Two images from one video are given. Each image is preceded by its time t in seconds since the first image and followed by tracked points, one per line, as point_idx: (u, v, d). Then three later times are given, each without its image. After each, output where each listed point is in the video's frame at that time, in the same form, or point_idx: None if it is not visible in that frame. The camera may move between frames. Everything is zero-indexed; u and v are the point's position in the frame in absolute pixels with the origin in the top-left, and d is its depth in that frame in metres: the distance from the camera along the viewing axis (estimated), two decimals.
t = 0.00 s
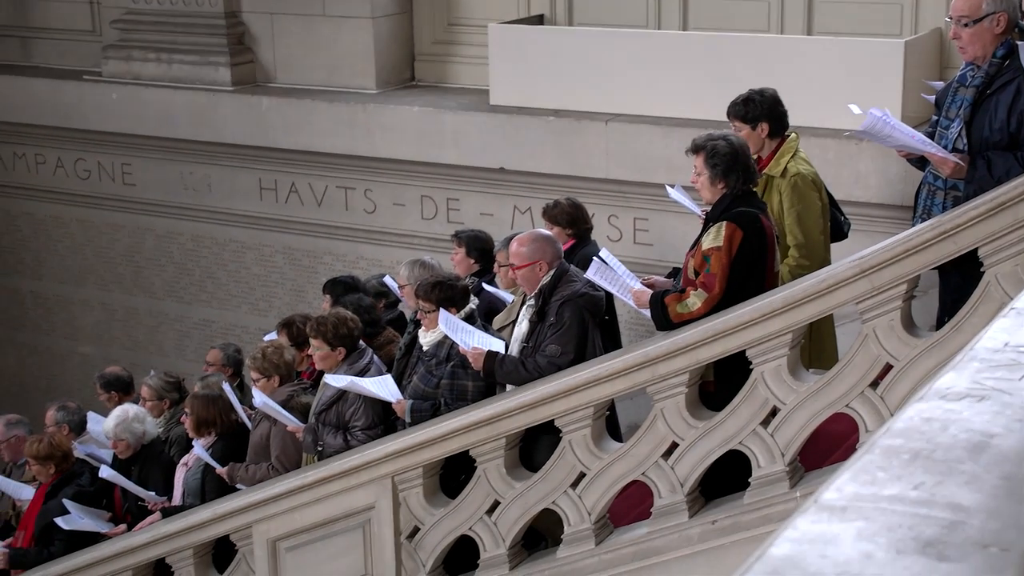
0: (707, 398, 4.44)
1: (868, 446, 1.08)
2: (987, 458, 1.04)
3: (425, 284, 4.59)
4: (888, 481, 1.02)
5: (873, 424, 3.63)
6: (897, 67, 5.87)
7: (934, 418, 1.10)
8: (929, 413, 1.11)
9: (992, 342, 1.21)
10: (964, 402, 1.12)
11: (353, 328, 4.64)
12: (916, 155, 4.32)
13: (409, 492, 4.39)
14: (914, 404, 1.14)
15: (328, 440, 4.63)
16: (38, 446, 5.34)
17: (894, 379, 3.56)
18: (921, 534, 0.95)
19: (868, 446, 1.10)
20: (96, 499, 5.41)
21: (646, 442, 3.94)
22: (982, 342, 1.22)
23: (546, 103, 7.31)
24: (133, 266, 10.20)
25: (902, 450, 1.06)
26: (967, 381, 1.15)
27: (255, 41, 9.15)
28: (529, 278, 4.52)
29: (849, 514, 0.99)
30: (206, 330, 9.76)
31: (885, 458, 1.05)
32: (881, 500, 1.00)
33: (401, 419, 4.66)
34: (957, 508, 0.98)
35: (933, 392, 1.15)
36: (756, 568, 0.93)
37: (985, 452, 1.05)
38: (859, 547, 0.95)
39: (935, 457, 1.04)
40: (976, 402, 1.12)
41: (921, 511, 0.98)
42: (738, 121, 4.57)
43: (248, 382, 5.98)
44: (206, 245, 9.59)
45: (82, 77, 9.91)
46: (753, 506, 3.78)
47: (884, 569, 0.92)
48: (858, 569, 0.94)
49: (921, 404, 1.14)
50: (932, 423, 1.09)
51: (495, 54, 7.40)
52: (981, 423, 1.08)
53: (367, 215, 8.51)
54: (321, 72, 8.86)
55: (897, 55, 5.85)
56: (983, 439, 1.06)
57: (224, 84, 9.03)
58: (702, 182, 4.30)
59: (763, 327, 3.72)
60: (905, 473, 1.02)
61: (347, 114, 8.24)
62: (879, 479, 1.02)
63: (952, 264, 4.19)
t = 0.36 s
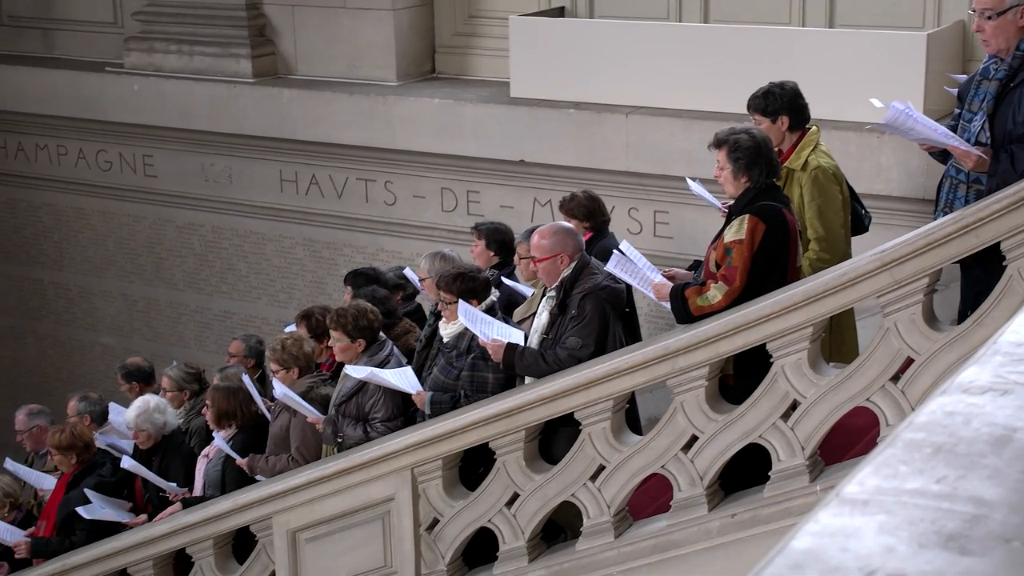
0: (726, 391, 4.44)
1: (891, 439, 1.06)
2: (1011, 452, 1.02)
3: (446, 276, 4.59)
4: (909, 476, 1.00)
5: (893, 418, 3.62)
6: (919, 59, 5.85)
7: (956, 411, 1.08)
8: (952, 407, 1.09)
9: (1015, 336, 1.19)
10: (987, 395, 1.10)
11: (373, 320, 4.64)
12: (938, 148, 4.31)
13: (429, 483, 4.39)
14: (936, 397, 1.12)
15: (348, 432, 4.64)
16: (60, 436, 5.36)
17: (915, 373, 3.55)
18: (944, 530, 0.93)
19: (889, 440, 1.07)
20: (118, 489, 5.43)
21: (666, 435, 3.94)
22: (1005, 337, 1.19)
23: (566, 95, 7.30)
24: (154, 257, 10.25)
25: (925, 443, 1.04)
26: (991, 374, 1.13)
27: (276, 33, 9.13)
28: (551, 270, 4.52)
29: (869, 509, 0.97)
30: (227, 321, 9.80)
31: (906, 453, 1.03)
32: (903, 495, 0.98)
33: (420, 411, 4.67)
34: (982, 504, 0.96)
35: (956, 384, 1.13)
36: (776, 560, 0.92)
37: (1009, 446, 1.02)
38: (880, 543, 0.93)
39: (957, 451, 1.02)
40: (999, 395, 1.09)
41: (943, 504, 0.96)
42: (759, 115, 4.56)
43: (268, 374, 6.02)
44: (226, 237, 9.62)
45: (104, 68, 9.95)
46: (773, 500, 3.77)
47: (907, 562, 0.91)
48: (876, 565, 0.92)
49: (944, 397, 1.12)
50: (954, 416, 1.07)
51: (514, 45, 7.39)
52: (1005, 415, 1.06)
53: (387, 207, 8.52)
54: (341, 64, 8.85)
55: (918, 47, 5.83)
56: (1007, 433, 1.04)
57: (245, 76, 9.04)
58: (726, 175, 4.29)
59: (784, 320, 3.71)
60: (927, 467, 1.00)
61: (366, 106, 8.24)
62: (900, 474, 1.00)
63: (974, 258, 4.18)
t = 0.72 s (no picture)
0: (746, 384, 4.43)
1: (914, 433, 1.14)
2: None
3: (466, 268, 4.60)
4: (931, 470, 1.08)
5: (914, 412, 3.60)
6: (941, 52, 5.83)
7: (978, 406, 1.17)
8: (974, 402, 1.18)
9: None
10: (1009, 389, 1.19)
11: (393, 312, 4.65)
12: (960, 141, 4.30)
13: (447, 476, 4.39)
14: (960, 391, 1.22)
15: (367, 424, 4.65)
16: (82, 427, 5.40)
17: (935, 367, 3.53)
18: (964, 523, 1.02)
19: (913, 434, 1.17)
20: (138, 479, 5.46)
21: (686, 428, 3.93)
22: None
23: (586, 87, 7.29)
24: (174, 249, 10.30)
25: (946, 438, 1.13)
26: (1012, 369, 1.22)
27: (296, 25, 9.14)
28: (571, 262, 4.54)
29: (891, 502, 1.05)
30: (246, 313, 9.84)
31: (928, 447, 1.12)
32: (925, 487, 1.06)
33: (440, 403, 4.67)
34: (1001, 497, 1.04)
35: (976, 378, 1.22)
36: (799, 553, 1.00)
37: None
38: (902, 535, 1.01)
39: (978, 445, 1.11)
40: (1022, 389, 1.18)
41: (965, 498, 1.05)
42: (779, 107, 4.55)
43: (288, 365, 6.04)
44: (246, 229, 9.66)
45: (125, 60, 9.99)
46: (793, 493, 3.75)
47: (929, 554, 0.99)
48: (899, 555, 1.00)
49: (966, 392, 1.21)
50: (976, 411, 1.17)
51: (535, 38, 7.39)
52: None
53: (406, 199, 8.53)
54: (362, 56, 8.82)
55: (940, 39, 5.80)
56: None
57: (265, 67, 9.01)
58: (750, 167, 4.27)
59: (804, 314, 3.69)
60: (949, 460, 1.09)
61: (385, 98, 8.25)
62: (923, 467, 1.09)
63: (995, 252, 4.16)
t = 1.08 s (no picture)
0: (763, 377, 4.42)
1: (934, 426, 1.14)
2: None
3: (482, 260, 4.60)
4: (950, 463, 1.08)
5: (932, 406, 3.59)
6: (961, 45, 5.80)
7: (998, 399, 1.17)
8: (994, 395, 1.18)
9: None
10: None
11: (410, 304, 4.65)
12: (980, 134, 4.28)
13: (464, 468, 4.39)
14: (979, 384, 1.21)
15: (384, 416, 4.66)
16: (99, 417, 5.42)
17: (954, 361, 3.51)
18: (983, 516, 1.01)
19: (932, 426, 1.16)
20: (156, 469, 5.48)
21: (702, 421, 3.93)
22: None
23: (605, 80, 7.29)
24: (192, 241, 10.34)
25: (965, 431, 1.12)
26: None
27: (314, 17, 9.15)
28: (588, 255, 4.50)
29: (910, 495, 1.05)
30: (264, 304, 9.87)
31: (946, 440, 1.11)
32: (944, 481, 1.06)
33: (456, 395, 4.68)
34: (1021, 490, 1.04)
35: (997, 372, 1.21)
36: (818, 545, 1.01)
37: None
38: (921, 528, 1.01)
39: (998, 438, 1.11)
40: None
41: (984, 492, 1.05)
42: (798, 100, 4.54)
43: (306, 357, 6.06)
44: (264, 220, 9.69)
45: (144, 51, 10.02)
46: (810, 486, 3.74)
47: (947, 549, 0.99)
48: (917, 549, 1.00)
49: (986, 385, 1.20)
50: (996, 404, 1.16)
51: (554, 31, 7.39)
52: None
53: (423, 191, 8.54)
54: (379, 48, 8.82)
55: (960, 32, 5.78)
56: None
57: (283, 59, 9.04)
58: (767, 159, 4.26)
59: (822, 307, 3.69)
60: (968, 454, 1.09)
61: (403, 90, 8.26)
62: (942, 461, 1.08)
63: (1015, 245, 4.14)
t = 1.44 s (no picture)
0: (772, 368, 4.42)
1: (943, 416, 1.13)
2: None
3: (491, 250, 4.60)
4: (961, 452, 1.06)
5: (942, 396, 3.58)
6: (972, 34, 5.79)
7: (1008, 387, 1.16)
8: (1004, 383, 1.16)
9: None
10: None
11: (417, 294, 4.65)
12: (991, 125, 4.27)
13: (472, 457, 4.40)
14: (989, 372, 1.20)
15: (393, 406, 4.66)
16: (108, 406, 5.42)
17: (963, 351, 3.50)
18: (993, 506, 1.00)
19: (941, 415, 1.15)
20: (166, 459, 5.50)
21: (711, 411, 3.92)
22: None
23: (614, 69, 7.28)
24: (202, 231, 10.36)
25: (978, 421, 1.10)
26: None
27: (323, 6, 9.14)
28: (597, 245, 4.53)
29: (920, 485, 1.04)
30: (273, 294, 9.87)
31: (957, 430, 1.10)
32: (954, 470, 1.05)
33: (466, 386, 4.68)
34: None
35: (1010, 357, 1.18)
36: (826, 535, 1.00)
37: None
38: (930, 518, 1.00)
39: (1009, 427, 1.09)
40: None
41: (994, 481, 1.03)
42: (808, 90, 4.53)
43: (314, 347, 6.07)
44: (274, 210, 9.69)
45: (154, 41, 10.03)
46: (818, 477, 3.74)
47: (957, 538, 0.98)
48: (928, 540, 0.98)
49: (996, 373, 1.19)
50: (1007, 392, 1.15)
51: (564, 21, 7.38)
52: None
53: (433, 180, 8.52)
54: (388, 37, 8.80)
55: (971, 21, 5.77)
56: None
57: (293, 49, 9.02)
58: (775, 149, 4.25)
59: (832, 297, 3.68)
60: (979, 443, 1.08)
61: (412, 81, 8.25)
62: (952, 450, 1.07)
63: None
